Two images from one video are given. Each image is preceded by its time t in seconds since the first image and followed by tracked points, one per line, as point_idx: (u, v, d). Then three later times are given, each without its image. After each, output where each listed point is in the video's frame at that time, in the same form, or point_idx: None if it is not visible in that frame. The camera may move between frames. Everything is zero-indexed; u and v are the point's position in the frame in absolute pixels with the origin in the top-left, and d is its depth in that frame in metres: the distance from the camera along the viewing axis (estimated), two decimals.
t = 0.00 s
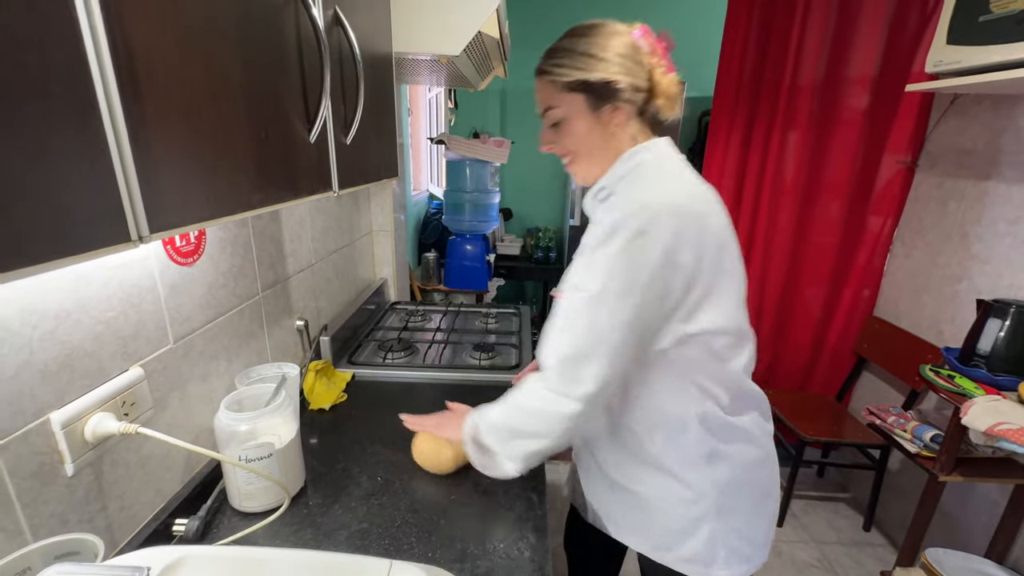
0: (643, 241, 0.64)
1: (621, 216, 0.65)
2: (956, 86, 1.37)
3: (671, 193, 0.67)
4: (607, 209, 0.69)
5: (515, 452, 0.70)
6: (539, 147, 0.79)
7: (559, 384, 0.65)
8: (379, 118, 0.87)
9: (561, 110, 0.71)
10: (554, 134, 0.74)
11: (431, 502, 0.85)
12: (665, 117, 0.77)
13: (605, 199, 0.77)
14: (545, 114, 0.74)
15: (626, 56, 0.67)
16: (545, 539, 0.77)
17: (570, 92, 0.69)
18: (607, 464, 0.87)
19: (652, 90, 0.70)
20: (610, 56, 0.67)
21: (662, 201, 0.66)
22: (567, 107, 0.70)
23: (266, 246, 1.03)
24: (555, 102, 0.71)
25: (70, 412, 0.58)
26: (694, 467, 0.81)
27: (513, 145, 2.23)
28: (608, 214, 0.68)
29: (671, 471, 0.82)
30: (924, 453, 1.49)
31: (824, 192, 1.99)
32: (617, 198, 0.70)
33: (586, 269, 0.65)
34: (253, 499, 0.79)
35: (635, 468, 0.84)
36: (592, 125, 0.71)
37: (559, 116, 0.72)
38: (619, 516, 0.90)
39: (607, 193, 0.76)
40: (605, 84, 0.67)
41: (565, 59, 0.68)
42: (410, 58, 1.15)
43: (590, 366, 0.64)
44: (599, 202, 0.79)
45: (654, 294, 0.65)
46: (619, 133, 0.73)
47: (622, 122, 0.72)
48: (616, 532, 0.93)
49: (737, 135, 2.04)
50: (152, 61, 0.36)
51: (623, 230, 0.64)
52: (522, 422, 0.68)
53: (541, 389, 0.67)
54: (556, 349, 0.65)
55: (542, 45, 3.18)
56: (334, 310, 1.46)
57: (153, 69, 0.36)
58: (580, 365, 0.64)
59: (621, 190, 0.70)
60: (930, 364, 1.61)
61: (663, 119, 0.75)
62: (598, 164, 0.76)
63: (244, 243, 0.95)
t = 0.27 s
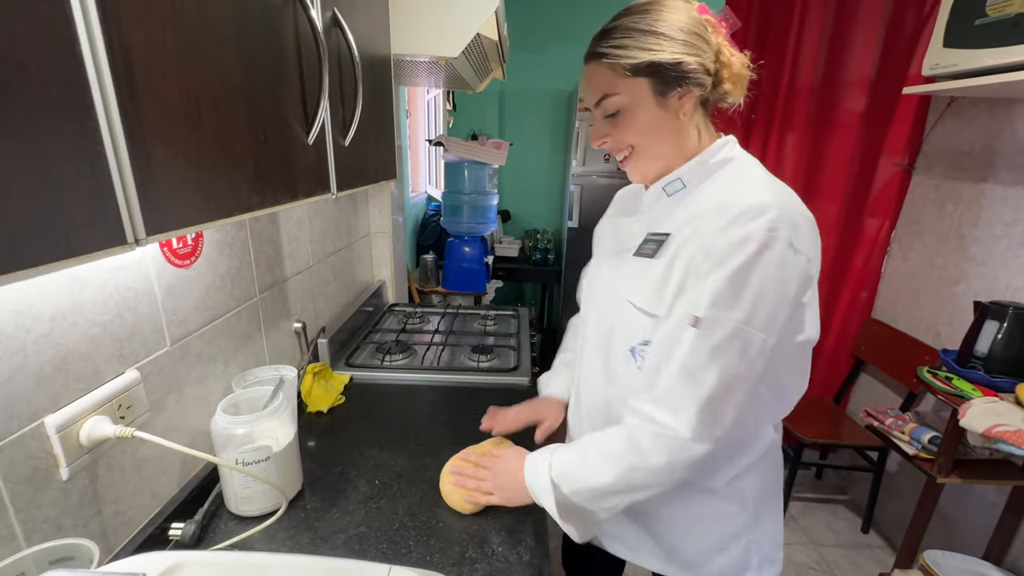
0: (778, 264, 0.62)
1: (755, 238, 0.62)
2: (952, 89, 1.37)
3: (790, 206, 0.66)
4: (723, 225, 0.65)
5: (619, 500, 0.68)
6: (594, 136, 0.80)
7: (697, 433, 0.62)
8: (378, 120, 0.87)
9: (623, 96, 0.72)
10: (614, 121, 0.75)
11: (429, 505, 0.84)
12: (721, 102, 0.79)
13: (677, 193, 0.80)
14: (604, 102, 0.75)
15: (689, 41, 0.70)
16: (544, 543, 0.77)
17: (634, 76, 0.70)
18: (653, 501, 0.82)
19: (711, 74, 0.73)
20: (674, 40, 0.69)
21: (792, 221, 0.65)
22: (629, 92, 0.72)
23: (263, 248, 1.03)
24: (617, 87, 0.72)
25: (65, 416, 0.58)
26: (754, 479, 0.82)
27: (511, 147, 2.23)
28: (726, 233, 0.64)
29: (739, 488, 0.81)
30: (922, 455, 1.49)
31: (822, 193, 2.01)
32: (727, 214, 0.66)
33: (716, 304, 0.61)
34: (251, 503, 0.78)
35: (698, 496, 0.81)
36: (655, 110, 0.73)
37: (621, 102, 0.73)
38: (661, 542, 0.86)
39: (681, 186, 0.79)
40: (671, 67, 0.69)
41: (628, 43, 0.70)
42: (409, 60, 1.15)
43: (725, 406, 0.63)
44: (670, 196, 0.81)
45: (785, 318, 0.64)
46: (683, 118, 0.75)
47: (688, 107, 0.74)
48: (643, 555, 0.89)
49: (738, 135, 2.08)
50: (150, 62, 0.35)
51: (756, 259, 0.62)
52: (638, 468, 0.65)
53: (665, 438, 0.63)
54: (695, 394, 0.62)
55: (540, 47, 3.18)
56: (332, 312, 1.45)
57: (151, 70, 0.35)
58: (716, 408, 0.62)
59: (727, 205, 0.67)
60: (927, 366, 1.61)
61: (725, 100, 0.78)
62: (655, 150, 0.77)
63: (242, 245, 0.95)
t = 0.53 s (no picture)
0: (808, 278, 0.65)
1: (784, 260, 0.64)
2: (952, 91, 1.37)
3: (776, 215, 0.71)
4: (741, 260, 0.65)
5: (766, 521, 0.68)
6: (543, 144, 0.74)
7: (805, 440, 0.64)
8: (377, 122, 0.86)
9: (577, 102, 0.68)
10: (565, 127, 0.70)
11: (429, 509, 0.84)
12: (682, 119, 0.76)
13: (645, 216, 0.78)
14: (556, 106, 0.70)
15: (653, 47, 0.66)
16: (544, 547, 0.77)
17: (589, 81, 0.67)
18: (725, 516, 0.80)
19: (673, 86, 0.69)
20: (636, 44, 0.65)
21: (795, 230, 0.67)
22: (584, 99, 0.68)
23: (263, 251, 1.03)
24: (571, 92, 0.68)
25: (63, 420, 0.57)
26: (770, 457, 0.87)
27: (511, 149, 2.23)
28: (750, 268, 0.65)
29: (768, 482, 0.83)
30: (923, 457, 1.49)
31: (821, 195, 1.99)
32: (738, 247, 0.66)
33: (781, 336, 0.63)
34: (249, 507, 0.77)
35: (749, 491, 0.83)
36: (609, 120, 0.69)
37: (574, 108, 0.69)
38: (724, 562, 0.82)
39: (649, 210, 0.77)
40: (631, 75, 0.66)
41: (585, 45, 0.66)
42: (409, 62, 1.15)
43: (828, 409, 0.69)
44: (639, 220, 0.78)
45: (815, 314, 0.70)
46: (638, 132, 0.71)
47: (645, 121, 0.71)
48: None
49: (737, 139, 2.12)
50: (146, 64, 0.35)
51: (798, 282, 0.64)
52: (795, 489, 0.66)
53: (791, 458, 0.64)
54: (801, 416, 0.64)
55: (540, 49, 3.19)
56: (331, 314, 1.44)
57: (147, 72, 0.35)
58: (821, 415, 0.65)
59: (733, 232, 0.67)
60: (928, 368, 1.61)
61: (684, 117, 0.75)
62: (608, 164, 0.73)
63: (241, 248, 0.94)
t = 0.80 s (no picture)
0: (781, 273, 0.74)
1: (769, 268, 0.71)
2: (952, 90, 1.37)
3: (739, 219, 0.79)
4: (737, 279, 0.71)
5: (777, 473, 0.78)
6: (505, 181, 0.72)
7: (797, 403, 0.75)
8: (375, 121, 0.86)
9: (540, 139, 0.67)
10: (528, 164, 0.69)
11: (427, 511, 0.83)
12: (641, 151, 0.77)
13: (629, 249, 0.77)
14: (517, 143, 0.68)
15: (611, 83, 0.67)
16: (544, 549, 0.76)
17: (549, 117, 0.66)
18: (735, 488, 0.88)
19: (631, 121, 0.70)
20: (595, 81, 0.66)
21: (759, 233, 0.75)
22: (546, 136, 0.67)
23: (259, 250, 1.02)
24: (533, 129, 0.66)
25: (55, 421, 0.57)
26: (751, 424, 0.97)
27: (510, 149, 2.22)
28: (745, 286, 0.71)
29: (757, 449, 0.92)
30: (923, 458, 1.48)
31: (821, 196, 1.99)
32: (730, 264, 0.72)
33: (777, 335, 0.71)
34: (245, 509, 0.77)
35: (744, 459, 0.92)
36: (572, 156, 0.68)
37: (535, 145, 0.67)
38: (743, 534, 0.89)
39: (631, 242, 0.77)
40: (591, 110, 0.66)
41: (544, 82, 0.65)
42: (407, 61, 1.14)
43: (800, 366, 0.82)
44: (624, 254, 0.77)
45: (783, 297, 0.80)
46: (601, 166, 0.71)
47: (607, 156, 0.70)
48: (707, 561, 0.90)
49: (735, 138, 2.11)
50: (136, 59, 0.34)
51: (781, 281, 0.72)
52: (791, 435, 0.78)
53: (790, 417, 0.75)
54: (796, 387, 0.74)
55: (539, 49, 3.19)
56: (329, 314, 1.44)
57: (137, 68, 0.34)
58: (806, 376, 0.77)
59: (725, 252, 0.72)
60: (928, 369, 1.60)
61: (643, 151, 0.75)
62: (574, 200, 0.71)
63: (237, 247, 0.94)
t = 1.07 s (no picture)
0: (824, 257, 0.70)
1: (805, 244, 0.69)
2: (952, 92, 1.37)
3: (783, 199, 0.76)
4: (765, 251, 0.70)
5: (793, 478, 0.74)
6: (558, 162, 0.74)
7: (832, 405, 0.70)
8: (375, 122, 0.85)
9: (589, 118, 0.67)
10: (580, 143, 0.70)
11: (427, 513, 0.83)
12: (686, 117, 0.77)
13: (668, 214, 0.78)
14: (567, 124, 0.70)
15: (653, 54, 0.67)
16: (544, 553, 0.75)
17: (599, 96, 0.66)
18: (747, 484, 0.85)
19: (676, 89, 0.70)
20: (638, 55, 0.66)
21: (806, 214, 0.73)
22: (596, 114, 0.67)
23: (259, 252, 1.02)
24: (582, 109, 0.67)
25: (52, 424, 0.56)
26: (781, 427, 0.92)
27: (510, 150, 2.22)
28: (775, 257, 0.69)
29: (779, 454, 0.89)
30: (924, 460, 1.48)
31: (820, 197, 1.99)
32: (763, 234, 0.71)
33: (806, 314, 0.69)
34: (244, 511, 0.76)
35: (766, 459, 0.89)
36: (623, 131, 0.69)
37: (587, 124, 0.68)
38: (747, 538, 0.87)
39: (671, 207, 0.77)
40: (637, 85, 0.66)
41: (590, 63, 0.65)
42: (407, 63, 1.14)
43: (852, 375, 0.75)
44: (661, 218, 0.78)
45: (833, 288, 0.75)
46: (650, 137, 0.72)
47: (655, 125, 0.71)
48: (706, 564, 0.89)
49: (736, 138, 2.11)
50: (134, 58, 0.34)
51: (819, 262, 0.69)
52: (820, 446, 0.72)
53: (814, 416, 0.70)
54: (822, 381, 0.70)
55: (539, 51, 3.19)
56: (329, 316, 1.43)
57: (136, 67, 0.34)
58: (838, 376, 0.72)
59: (756, 224, 0.71)
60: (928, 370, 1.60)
61: (690, 115, 0.75)
62: (626, 172, 0.73)
63: (237, 249, 0.93)
